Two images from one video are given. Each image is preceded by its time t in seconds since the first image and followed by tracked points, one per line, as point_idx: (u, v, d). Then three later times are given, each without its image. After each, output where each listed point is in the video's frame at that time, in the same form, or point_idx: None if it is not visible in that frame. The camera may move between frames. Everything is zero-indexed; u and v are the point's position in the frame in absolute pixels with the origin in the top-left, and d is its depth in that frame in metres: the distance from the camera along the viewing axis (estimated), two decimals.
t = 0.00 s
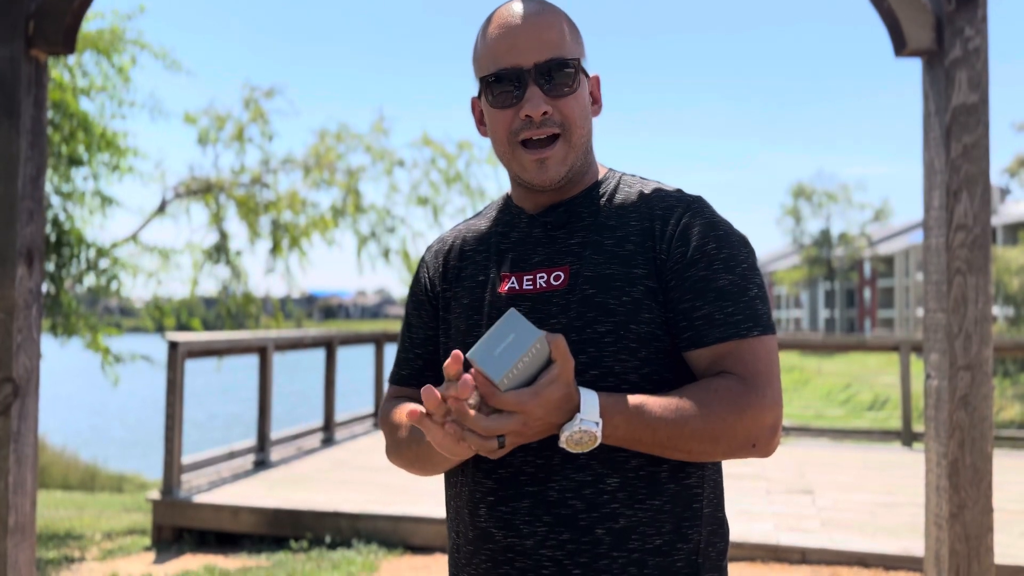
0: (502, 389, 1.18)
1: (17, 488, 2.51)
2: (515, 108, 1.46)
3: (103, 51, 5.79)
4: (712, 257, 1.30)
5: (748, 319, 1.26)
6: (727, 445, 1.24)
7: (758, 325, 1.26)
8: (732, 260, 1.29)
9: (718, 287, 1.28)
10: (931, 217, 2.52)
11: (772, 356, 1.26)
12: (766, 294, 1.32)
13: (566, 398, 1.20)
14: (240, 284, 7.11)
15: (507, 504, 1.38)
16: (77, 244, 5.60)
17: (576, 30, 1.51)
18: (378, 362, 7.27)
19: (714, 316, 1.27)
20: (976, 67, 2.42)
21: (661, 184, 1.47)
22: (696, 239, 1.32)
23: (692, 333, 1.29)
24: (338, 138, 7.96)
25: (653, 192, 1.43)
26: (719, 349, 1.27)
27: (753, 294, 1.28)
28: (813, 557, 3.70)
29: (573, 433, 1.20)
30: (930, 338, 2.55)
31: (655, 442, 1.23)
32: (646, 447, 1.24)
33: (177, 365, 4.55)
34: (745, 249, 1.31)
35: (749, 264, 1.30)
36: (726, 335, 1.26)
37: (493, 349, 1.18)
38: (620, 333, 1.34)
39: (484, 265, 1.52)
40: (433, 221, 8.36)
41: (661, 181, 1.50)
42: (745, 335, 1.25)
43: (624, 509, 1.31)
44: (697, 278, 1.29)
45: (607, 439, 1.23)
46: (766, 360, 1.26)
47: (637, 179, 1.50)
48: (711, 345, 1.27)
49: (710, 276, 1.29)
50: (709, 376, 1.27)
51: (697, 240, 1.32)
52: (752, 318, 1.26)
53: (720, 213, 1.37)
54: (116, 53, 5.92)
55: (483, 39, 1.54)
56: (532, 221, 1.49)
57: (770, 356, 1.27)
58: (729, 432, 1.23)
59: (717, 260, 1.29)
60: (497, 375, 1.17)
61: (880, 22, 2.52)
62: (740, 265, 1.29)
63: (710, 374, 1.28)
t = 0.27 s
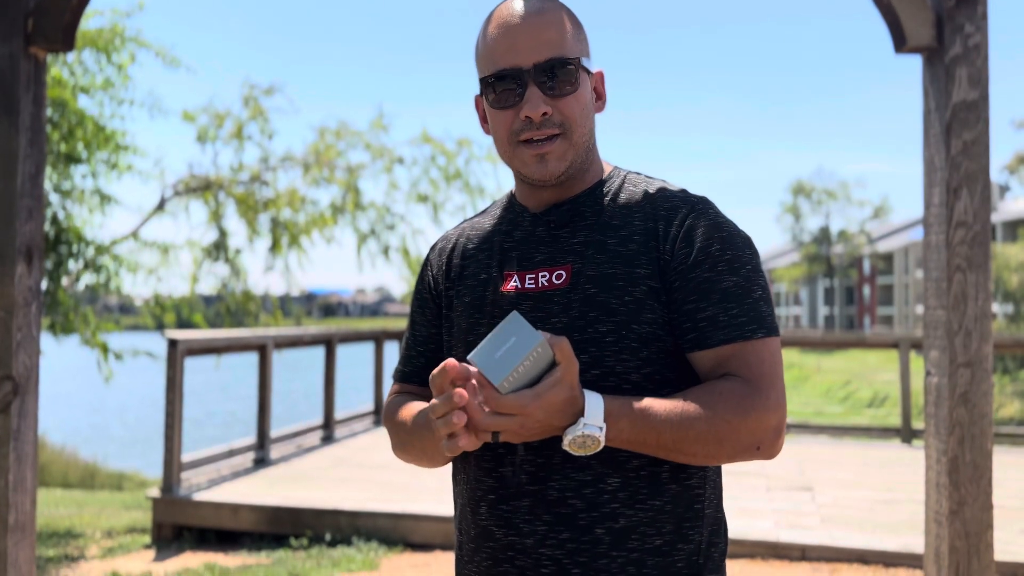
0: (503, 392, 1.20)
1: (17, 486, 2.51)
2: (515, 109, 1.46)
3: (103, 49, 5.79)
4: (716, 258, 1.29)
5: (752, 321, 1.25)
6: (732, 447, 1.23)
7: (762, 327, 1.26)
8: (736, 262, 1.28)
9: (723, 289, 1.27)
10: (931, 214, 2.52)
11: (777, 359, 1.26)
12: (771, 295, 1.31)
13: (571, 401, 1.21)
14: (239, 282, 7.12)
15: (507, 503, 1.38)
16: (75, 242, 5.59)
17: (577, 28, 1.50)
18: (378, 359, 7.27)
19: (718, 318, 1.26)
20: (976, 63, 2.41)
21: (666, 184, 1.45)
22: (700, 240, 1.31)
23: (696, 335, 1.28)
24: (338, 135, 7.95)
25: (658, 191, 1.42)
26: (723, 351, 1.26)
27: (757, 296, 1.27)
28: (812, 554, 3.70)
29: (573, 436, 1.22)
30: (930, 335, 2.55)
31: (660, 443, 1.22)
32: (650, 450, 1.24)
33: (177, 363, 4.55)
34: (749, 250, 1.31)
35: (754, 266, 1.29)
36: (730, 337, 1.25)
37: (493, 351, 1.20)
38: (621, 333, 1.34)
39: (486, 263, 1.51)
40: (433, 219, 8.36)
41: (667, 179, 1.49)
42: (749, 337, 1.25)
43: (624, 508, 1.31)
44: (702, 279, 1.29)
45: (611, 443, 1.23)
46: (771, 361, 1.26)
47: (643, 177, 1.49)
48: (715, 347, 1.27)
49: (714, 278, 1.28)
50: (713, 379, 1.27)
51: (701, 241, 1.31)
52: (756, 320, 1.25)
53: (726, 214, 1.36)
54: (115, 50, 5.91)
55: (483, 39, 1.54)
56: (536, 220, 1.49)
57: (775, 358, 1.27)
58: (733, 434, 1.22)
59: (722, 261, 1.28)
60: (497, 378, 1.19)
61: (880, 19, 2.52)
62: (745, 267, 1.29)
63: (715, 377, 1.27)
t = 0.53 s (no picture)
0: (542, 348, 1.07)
1: (16, 485, 2.51)
2: (506, 138, 1.43)
3: (101, 47, 5.78)
4: (720, 259, 1.29)
5: (757, 321, 1.25)
6: (744, 443, 1.22)
7: (767, 327, 1.26)
8: (741, 263, 1.29)
9: (727, 289, 1.27)
10: (930, 212, 2.53)
11: (782, 358, 1.26)
12: (773, 296, 1.31)
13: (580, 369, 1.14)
14: (238, 281, 7.10)
15: (507, 502, 1.38)
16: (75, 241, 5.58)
17: (570, 45, 1.41)
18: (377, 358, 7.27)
19: (723, 318, 1.26)
20: (975, 61, 2.41)
21: (669, 184, 1.45)
22: (704, 240, 1.31)
23: (701, 335, 1.29)
24: (337, 133, 7.95)
25: (660, 192, 1.42)
26: (729, 351, 1.26)
27: (760, 297, 1.27)
28: (812, 552, 3.71)
29: (607, 416, 1.12)
30: (929, 333, 2.55)
31: (680, 432, 1.19)
32: (671, 441, 1.19)
33: (176, 361, 4.55)
34: (753, 251, 1.31)
35: (758, 266, 1.29)
36: (735, 337, 1.25)
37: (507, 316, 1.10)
38: (622, 333, 1.34)
39: (487, 262, 1.51)
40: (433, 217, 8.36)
41: (669, 180, 1.49)
42: (754, 336, 1.25)
43: (624, 508, 1.31)
44: (706, 280, 1.29)
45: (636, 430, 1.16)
46: (775, 361, 1.26)
47: (645, 177, 1.49)
48: (720, 347, 1.27)
49: (719, 278, 1.28)
50: (723, 377, 1.26)
51: (705, 241, 1.31)
52: (761, 320, 1.25)
53: (729, 214, 1.36)
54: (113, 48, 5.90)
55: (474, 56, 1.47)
56: (536, 219, 1.49)
57: (779, 357, 1.27)
58: (747, 429, 1.21)
59: (726, 262, 1.29)
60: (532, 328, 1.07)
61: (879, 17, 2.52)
62: (749, 267, 1.29)
63: (723, 376, 1.27)
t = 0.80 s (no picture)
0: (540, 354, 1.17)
1: (16, 484, 2.51)
2: (495, 149, 1.42)
3: (100, 46, 5.77)
4: (721, 261, 1.29)
5: (758, 323, 1.25)
6: (747, 447, 1.22)
7: (768, 330, 1.26)
8: (742, 265, 1.28)
9: (728, 292, 1.27)
10: (929, 211, 2.52)
11: (782, 361, 1.26)
12: (774, 298, 1.31)
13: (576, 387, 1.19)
14: (237, 280, 7.09)
15: (506, 502, 1.38)
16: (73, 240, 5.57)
17: (559, 51, 1.39)
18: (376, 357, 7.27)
19: (724, 321, 1.26)
20: (974, 60, 2.41)
21: (669, 184, 1.45)
22: (705, 243, 1.31)
23: (702, 337, 1.28)
24: (336, 132, 7.94)
25: (660, 192, 1.42)
26: (730, 354, 1.26)
27: (761, 299, 1.27)
28: (811, 551, 3.71)
29: (615, 419, 1.14)
30: (928, 331, 2.55)
31: (684, 439, 1.19)
32: (675, 451, 1.20)
33: (175, 361, 4.54)
34: (754, 253, 1.30)
35: (759, 268, 1.29)
36: (737, 340, 1.25)
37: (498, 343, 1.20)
38: (622, 334, 1.34)
39: (485, 262, 1.51)
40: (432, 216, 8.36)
41: (669, 180, 1.49)
42: (755, 339, 1.25)
43: (624, 508, 1.31)
44: (707, 283, 1.28)
45: (641, 438, 1.17)
46: (776, 363, 1.26)
47: (645, 177, 1.48)
48: (721, 350, 1.27)
49: (719, 281, 1.28)
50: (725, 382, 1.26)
51: (706, 244, 1.31)
52: (762, 323, 1.25)
53: (730, 216, 1.35)
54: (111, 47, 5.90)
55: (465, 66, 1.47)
56: (536, 219, 1.49)
57: (780, 360, 1.27)
58: (749, 432, 1.21)
59: (727, 264, 1.28)
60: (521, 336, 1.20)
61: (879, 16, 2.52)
62: (750, 269, 1.29)
63: (725, 380, 1.27)
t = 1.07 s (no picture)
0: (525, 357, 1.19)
1: (15, 484, 2.51)
2: (490, 149, 1.42)
3: (99, 46, 5.77)
4: (720, 262, 1.29)
5: (757, 324, 1.26)
6: (741, 447, 1.22)
7: (767, 330, 1.26)
8: (741, 265, 1.29)
9: (727, 292, 1.27)
10: (927, 211, 2.53)
11: (781, 361, 1.27)
12: (772, 298, 1.32)
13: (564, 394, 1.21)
14: (237, 280, 7.09)
15: (505, 503, 1.38)
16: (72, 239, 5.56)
17: (555, 52, 1.39)
18: (375, 356, 7.27)
19: (723, 321, 1.26)
20: (972, 60, 2.41)
21: (667, 185, 1.45)
22: (704, 243, 1.31)
23: (701, 337, 1.28)
24: (335, 132, 7.95)
25: (659, 193, 1.42)
26: (729, 354, 1.26)
27: (759, 299, 1.28)
28: (810, 550, 3.71)
29: (603, 413, 1.16)
30: (927, 331, 2.56)
31: (676, 439, 1.20)
32: (667, 453, 1.20)
33: (174, 360, 4.54)
34: (752, 254, 1.31)
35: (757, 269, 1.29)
36: (737, 339, 1.26)
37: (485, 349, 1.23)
38: (620, 333, 1.34)
39: (485, 262, 1.51)
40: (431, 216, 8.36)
41: (668, 181, 1.49)
42: (754, 339, 1.25)
43: (622, 509, 1.31)
44: (706, 283, 1.29)
45: (633, 439, 1.18)
46: (774, 364, 1.26)
47: (644, 179, 1.49)
48: (721, 350, 1.27)
49: (719, 281, 1.28)
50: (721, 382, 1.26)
51: (705, 244, 1.31)
52: (760, 323, 1.26)
53: (728, 217, 1.35)
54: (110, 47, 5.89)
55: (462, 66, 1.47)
56: (535, 219, 1.49)
57: (779, 361, 1.28)
58: (743, 433, 1.22)
59: (726, 264, 1.29)
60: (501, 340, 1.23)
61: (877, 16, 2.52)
62: (748, 269, 1.29)
63: (723, 380, 1.27)
